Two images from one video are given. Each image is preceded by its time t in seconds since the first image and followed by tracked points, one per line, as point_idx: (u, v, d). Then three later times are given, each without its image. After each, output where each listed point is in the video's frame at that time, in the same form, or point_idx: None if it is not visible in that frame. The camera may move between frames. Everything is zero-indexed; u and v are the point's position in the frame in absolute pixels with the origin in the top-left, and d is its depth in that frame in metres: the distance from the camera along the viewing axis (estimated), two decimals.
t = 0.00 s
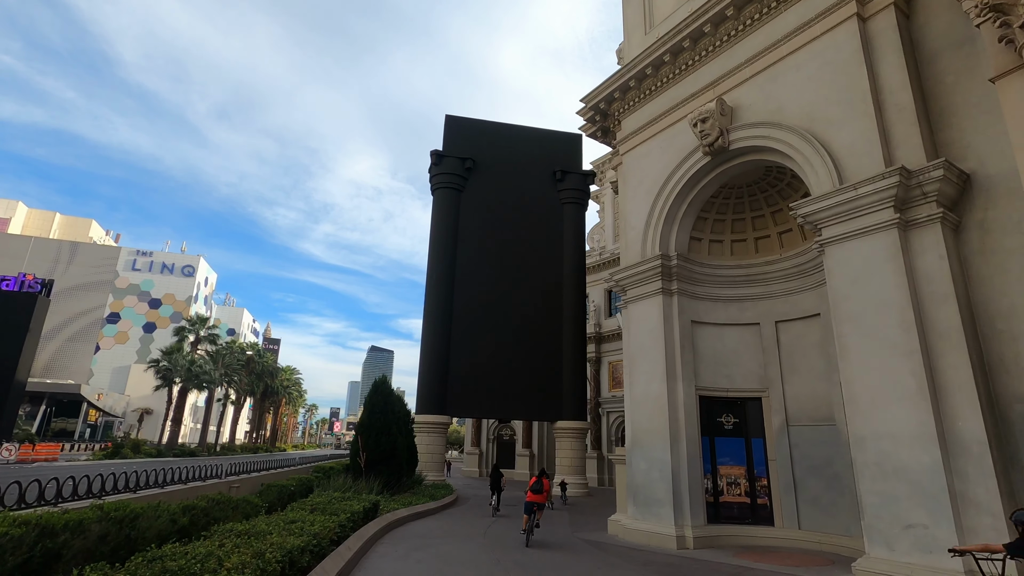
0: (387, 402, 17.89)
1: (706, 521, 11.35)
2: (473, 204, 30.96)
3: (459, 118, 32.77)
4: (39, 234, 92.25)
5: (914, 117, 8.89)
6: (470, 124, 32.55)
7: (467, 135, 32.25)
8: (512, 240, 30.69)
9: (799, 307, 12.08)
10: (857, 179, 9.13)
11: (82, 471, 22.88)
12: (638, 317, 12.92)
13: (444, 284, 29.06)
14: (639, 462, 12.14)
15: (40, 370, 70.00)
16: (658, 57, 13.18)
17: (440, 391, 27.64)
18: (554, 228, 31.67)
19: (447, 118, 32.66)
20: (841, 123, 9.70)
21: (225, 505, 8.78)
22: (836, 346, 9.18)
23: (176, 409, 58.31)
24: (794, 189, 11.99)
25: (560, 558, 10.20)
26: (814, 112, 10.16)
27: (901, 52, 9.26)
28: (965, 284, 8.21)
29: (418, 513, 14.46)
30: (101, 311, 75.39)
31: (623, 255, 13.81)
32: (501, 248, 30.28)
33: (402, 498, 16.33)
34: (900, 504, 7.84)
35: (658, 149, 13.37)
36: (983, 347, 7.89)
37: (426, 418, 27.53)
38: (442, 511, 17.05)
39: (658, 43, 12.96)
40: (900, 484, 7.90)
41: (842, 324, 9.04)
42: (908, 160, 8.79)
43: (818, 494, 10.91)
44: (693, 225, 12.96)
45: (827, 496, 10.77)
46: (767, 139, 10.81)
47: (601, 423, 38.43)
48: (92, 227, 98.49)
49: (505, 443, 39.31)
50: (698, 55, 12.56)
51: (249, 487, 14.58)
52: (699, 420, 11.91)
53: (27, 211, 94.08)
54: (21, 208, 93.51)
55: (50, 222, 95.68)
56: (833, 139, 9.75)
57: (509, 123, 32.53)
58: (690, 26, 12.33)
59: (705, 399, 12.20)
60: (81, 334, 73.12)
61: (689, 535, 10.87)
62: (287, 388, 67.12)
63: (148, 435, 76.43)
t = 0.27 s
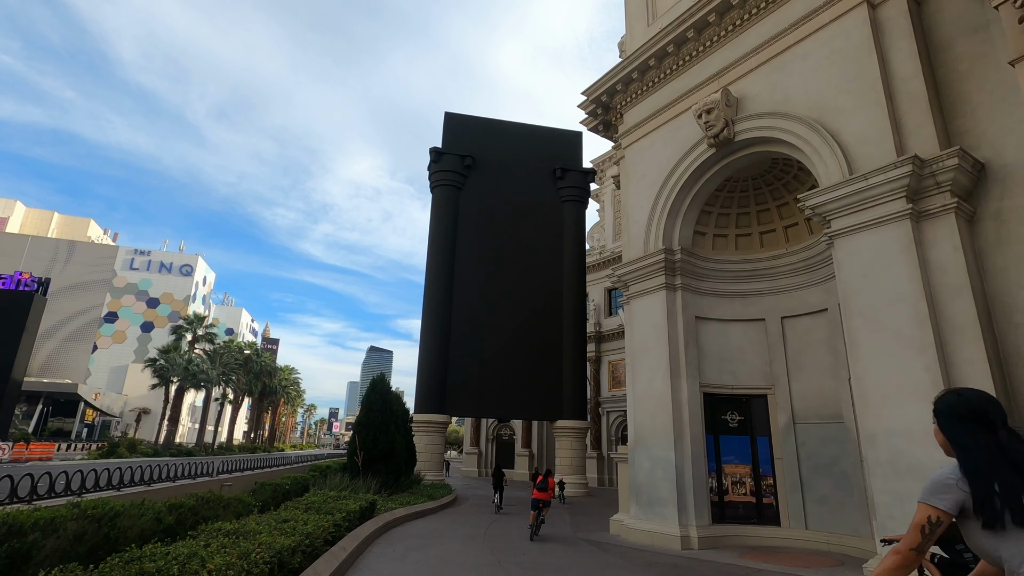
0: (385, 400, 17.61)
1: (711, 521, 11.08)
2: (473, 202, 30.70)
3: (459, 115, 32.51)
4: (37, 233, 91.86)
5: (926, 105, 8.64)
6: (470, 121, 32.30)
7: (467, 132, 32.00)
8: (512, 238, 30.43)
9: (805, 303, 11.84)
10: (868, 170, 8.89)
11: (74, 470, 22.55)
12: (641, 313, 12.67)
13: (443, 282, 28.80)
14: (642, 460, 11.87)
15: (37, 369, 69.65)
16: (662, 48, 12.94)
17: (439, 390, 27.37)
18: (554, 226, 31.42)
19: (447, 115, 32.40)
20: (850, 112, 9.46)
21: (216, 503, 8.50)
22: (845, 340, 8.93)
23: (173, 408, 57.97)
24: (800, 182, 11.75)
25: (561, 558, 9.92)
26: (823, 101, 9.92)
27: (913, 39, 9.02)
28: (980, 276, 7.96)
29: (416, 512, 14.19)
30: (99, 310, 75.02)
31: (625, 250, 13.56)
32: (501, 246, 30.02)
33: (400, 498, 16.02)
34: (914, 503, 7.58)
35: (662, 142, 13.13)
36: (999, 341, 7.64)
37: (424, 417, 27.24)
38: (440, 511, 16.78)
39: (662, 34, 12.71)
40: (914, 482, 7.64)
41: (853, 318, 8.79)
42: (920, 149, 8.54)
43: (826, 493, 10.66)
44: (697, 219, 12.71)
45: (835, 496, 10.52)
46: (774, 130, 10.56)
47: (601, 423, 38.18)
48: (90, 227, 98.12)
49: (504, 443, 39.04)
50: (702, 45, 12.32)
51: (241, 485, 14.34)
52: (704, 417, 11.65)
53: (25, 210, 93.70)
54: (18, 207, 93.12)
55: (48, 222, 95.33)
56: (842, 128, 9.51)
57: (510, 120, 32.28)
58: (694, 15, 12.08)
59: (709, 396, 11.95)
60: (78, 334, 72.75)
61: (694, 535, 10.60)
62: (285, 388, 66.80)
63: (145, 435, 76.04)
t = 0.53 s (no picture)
0: (383, 399, 17.34)
1: (716, 524, 10.83)
2: (472, 200, 30.44)
3: (458, 113, 32.24)
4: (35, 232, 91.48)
5: (939, 96, 8.38)
6: (469, 119, 32.04)
7: (467, 130, 31.74)
8: (511, 236, 30.17)
9: (812, 301, 11.59)
10: (878, 162, 8.64)
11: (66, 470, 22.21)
12: (644, 311, 12.41)
13: (442, 280, 28.55)
14: (645, 461, 11.62)
15: (35, 369, 69.33)
16: (665, 41, 12.68)
17: (438, 389, 27.12)
18: (554, 224, 31.16)
19: (446, 112, 32.14)
20: (860, 104, 9.20)
21: (205, 505, 8.26)
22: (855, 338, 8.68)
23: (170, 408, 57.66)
24: (807, 177, 11.51)
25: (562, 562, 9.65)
26: (831, 93, 9.67)
27: (925, 28, 8.76)
28: (995, 272, 7.71)
29: (415, 514, 13.91)
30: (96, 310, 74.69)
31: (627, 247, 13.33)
32: (500, 244, 29.76)
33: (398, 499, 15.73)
34: (929, 506, 7.31)
35: (664, 136, 12.89)
36: (1016, 338, 7.39)
37: (423, 417, 26.95)
38: (439, 512, 16.51)
39: (665, 26, 12.46)
40: (928, 485, 7.37)
41: (863, 315, 8.54)
42: (932, 141, 8.29)
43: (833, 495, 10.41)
44: (701, 215, 12.45)
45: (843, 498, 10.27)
46: (781, 123, 10.31)
47: (600, 423, 37.95)
48: (88, 226, 97.74)
49: (503, 443, 38.78)
50: (706, 38, 12.06)
51: (233, 488, 14.08)
52: (708, 417, 11.40)
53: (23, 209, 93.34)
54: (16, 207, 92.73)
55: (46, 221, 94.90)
56: (851, 121, 9.26)
57: (509, 118, 32.02)
58: (698, 6, 11.83)
59: (714, 395, 11.69)
60: (76, 333, 72.43)
61: (699, 538, 10.35)
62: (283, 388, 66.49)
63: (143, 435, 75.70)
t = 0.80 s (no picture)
0: (383, 397, 17.10)
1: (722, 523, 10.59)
2: (472, 197, 30.19)
3: (459, 109, 31.99)
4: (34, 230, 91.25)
5: (955, 82, 8.13)
6: (470, 115, 31.78)
7: (467, 126, 31.49)
8: (512, 233, 29.91)
9: (820, 295, 11.35)
10: (892, 151, 8.39)
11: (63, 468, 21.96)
12: (648, 306, 12.17)
13: (443, 277, 28.31)
14: (650, 459, 11.38)
15: (34, 368, 69.12)
16: (670, 31, 12.44)
17: (439, 387, 26.87)
18: (555, 221, 30.90)
19: (446, 108, 31.89)
20: (872, 91, 8.95)
21: (197, 503, 8.00)
22: (868, 332, 8.44)
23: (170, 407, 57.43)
24: (815, 168, 11.26)
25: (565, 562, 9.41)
26: (842, 81, 9.42)
27: (940, 12, 8.51)
28: (1014, 262, 7.46)
29: (415, 513, 13.67)
30: (95, 308, 74.48)
31: (631, 241, 13.10)
32: (501, 241, 29.51)
33: (398, 497, 15.50)
34: (946, 504, 7.06)
35: (670, 128, 12.65)
36: None
37: (423, 416, 26.69)
38: (439, 511, 16.27)
39: (670, 15, 12.22)
40: (946, 482, 7.12)
41: (877, 308, 8.29)
42: (948, 128, 8.04)
43: (843, 494, 10.17)
44: (707, 208, 12.21)
45: (853, 496, 10.03)
46: (790, 112, 10.06)
47: (602, 422, 37.72)
48: (88, 224, 97.50)
49: (504, 442, 38.53)
50: (712, 27, 11.81)
51: (227, 486, 13.85)
52: (714, 414, 11.15)
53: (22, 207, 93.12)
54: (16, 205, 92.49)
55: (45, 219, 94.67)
56: (863, 109, 9.01)
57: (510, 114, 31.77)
58: None
59: (720, 392, 11.45)
60: (75, 332, 72.21)
61: (706, 538, 10.11)
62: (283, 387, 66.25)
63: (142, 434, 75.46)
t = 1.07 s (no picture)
0: (382, 396, 16.89)
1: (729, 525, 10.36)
2: (473, 195, 29.96)
3: (459, 107, 31.75)
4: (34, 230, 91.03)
5: (971, 71, 7.89)
6: (470, 113, 31.54)
7: (468, 124, 31.26)
8: (513, 232, 29.68)
9: (828, 292, 11.12)
10: (905, 143, 8.16)
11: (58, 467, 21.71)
12: (652, 303, 11.95)
13: (443, 276, 28.09)
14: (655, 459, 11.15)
15: (33, 367, 68.94)
16: (674, 23, 12.22)
17: (439, 387, 26.65)
18: (556, 220, 30.67)
19: (447, 106, 31.65)
20: (884, 82, 8.72)
21: (188, 506, 7.87)
22: (880, 329, 8.21)
23: (169, 406, 57.21)
24: (823, 163, 11.03)
25: (568, 565, 9.17)
26: (853, 72, 9.19)
27: None
28: None
29: (415, 515, 13.45)
30: (94, 308, 74.26)
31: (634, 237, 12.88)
32: (502, 240, 29.29)
33: (398, 498, 15.27)
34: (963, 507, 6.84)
35: (674, 122, 12.43)
36: None
37: (423, 415, 26.46)
38: (440, 512, 16.05)
39: (674, 7, 11.99)
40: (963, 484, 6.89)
41: (889, 304, 8.06)
42: (964, 118, 7.79)
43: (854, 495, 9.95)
44: (712, 203, 11.97)
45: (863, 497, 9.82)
46: (799, 105, 9.83)
47: (602, 422, 37.52)
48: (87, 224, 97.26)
49: (505, 442, 38.31)
50: (717, 18, 11.58)
51: (222, 487, 13.63)
52: (720, 413, 10.93)
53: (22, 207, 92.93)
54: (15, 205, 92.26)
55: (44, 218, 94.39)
56: (875, 100, 8.77)
57: (511, 112, 31.53)
58: None
59: (726, 391, 11.23)
60: (74, 331, 72.01)
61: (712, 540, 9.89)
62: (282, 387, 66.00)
63: (141, 434, 75.22)
